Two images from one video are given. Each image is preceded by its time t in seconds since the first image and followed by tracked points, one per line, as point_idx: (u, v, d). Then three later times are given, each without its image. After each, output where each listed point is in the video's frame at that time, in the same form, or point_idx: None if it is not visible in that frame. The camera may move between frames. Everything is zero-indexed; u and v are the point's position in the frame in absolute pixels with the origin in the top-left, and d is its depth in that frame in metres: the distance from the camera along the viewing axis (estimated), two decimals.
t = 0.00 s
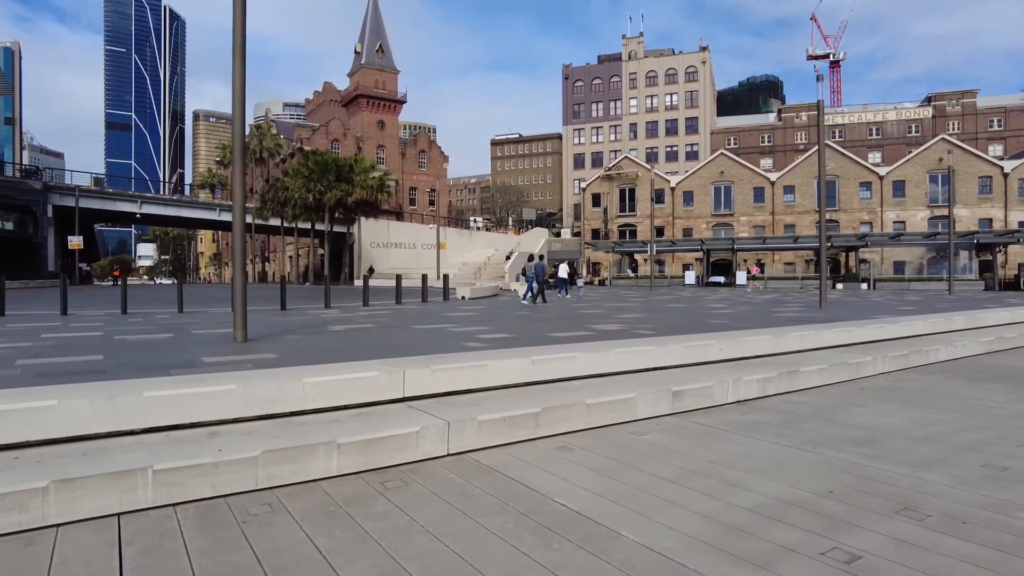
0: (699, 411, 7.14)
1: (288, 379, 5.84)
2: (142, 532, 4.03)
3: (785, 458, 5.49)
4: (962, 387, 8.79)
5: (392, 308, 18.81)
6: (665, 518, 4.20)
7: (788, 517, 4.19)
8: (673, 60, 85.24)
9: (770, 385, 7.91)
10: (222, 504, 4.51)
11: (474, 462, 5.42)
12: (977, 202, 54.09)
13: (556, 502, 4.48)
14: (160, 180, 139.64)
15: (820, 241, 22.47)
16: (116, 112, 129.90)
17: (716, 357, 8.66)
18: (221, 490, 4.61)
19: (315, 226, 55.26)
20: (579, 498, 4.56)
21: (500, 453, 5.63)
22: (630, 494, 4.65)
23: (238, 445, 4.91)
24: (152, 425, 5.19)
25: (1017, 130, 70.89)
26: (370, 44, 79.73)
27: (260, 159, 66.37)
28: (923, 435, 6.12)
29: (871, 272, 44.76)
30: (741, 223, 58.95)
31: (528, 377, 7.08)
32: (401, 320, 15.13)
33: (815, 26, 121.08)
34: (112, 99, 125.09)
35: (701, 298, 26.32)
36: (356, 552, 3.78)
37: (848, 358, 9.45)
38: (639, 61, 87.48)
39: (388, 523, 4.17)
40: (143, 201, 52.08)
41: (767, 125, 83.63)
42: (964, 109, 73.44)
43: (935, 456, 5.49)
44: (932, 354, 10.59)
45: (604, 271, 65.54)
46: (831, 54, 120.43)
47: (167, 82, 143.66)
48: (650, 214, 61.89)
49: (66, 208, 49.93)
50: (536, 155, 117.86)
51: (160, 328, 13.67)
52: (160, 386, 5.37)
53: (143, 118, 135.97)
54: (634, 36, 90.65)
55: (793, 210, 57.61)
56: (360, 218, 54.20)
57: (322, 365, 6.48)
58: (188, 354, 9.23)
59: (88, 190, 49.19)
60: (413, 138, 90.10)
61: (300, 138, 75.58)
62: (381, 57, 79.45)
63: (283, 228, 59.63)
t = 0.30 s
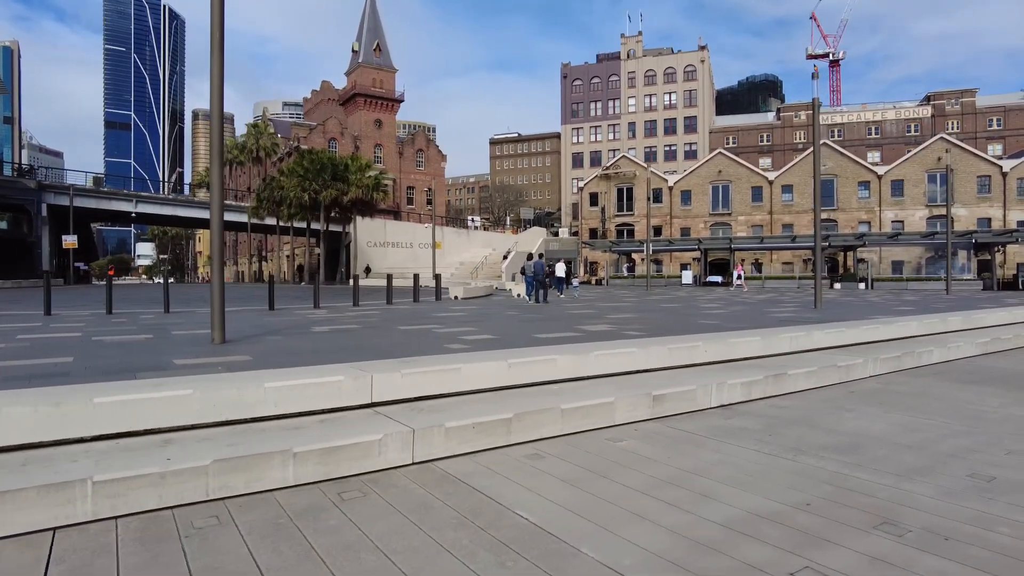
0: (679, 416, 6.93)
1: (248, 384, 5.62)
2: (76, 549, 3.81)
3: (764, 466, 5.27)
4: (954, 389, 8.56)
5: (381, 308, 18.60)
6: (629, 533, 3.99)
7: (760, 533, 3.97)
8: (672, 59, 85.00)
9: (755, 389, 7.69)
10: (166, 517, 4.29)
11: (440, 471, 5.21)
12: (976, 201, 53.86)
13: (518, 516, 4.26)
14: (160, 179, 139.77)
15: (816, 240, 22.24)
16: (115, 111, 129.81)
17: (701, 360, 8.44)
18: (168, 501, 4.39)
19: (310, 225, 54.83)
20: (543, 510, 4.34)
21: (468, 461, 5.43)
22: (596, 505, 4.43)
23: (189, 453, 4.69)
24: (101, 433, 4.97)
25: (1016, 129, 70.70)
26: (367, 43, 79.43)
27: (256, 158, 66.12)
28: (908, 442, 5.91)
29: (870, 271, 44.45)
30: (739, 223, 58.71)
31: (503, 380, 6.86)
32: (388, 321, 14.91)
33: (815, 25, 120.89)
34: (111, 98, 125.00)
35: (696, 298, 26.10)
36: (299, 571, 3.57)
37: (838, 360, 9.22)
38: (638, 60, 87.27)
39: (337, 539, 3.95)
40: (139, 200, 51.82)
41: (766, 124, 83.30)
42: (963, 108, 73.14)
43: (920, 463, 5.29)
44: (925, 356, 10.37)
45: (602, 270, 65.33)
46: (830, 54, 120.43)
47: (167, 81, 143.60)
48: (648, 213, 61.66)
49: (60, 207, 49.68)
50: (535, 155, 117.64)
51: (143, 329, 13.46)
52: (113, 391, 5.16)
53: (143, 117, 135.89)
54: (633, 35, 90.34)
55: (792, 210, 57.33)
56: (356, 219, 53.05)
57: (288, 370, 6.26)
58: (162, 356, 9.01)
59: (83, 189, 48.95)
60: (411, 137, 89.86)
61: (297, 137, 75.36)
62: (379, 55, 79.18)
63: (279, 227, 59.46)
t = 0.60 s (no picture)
0: (653, 416, 6.75)
1: (203, 383, 5.45)
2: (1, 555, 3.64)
3: (732, 467, 5.11)
4: (938, 389, 8.40)
5: (368, 307, 18.41)
6: (580, 538, 3.80)
7: (718, 538, 3.78)
8: (669, 58, 84.85)
9: (733, 387, 7.54)
10: (103, 519, 4.12)
11: (397, 474, 5.05)
12: (972, 200, 53.77)
13: (468, 520, 4.10)
14: (157, 179, 139.61)
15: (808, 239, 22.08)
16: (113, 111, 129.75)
17: (679, 358, 8.29)
18: (105, 504, 4.21)
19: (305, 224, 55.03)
20: (495, 514, 4.19)
21: (427, 463, 5.27)
22: (550, 508, 4.28)
23: (132, 454, 4.51)
24: (44, 433, 4.78)
25: (1013, 128, 70.63)
26: (363, 42, 79.16)
27: (251, 157, 65.85)
28: (884, 442, 5.73)
29: (865, 269, 44.48)
30: (735, 221, 58.61)
31: (473, 380, 6.68)
32: (372, 319, 14.71)
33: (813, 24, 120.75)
34: (108, 98, 124.79)
35: (688, 296, 25.91)
36: None
37: (821, 359, 9.05)
38: (635, 59, 87.13)
39: (275, 545, 3.79)
40: (132, 200, 51.57)
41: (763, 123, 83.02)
42: (961, 107, 72.99)
43: (892, 464, 5.13)
44: (911, 355, 10.21)
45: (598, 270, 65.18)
46: (827, 54, 120.31)
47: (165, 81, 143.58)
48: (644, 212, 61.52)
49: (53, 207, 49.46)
50: (533, 154, 117.46)
51: (121, 328, 13.25)
52: (58, 390, 4.97)
53: (141, 117, 135.73)
54: (630, 34, 90.11)
55: (788, 209, 57.17)
56: (350, 218, 53.14)
57: (249, 368, 6.07)
58: (132, 356, 8.85)
59: (76, 189, 48.74)
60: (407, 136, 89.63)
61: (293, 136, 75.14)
62: (375, 54, 78.95)
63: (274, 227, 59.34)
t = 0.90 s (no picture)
0: (628, 422, 6.57)
1: (157, 388, 5.27)
2: None
3: (701, 475, 4.94)
4: (925, 392, 8.23)
5: (356, 309, 18.19)
6: (533, 553, 3.63)
7: (676, 552, 3.62)
8: (667, 59, 84.73)
9: (713, 392, 7.37)
10: (39, 533, 3.94)
11: (355, 484, 4.88)
12: (969, 200, 53.66)
13: (419, 533, 3.94)
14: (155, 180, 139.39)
15: (800, 239, 21.94)
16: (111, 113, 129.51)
17: (659, 362, 8.12)
18: (43, 518, 4.03)
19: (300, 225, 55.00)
20: (448, 526, 4.03)
21: (388, 472, 5.09)
22: (506, 520, 4.12)
23: (74, 465, 4.33)
24: None
25: (1010, 129, 70.59)
26: (359, 43, 78.92)
27: (248, 159, 65.58)
28: (862, 449, 5.55)
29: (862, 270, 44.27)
30: (732, 222, 58.47)
31: (443, 385, 6.51)
32: (356, 322, 14.50)
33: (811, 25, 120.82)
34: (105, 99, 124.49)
35: (681, 298, 25.70)
36: None
37: (805, 361, 8.87)
38: (633, 60, 87.05)
39: (214, 560, 3.61)
40: (127, 202, 51.20)
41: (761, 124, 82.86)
42: (957, 107, 72.97)
43: (868, 471, 4.95)
44: (899, 358, 10.03)
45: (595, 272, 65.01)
46: (825, 54, 120.23)
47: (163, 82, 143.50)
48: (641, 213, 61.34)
49: (47, 208, 49.09)
50: (531, 155, 117.32)
51: (100, 331, 13.02)
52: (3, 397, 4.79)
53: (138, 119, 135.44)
54: (627, 35, 90.03)
55: (784, 210, 57.05)
56: (345, 219, 52.95)
57: (209, 374, 5.89)
58: (101, 360, 8.63)
59: (70, 190, 48.51)
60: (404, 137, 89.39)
61: (289, 138, 74.90)
62: (372, 56, 78.76)
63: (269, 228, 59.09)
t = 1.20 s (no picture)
0: (606, 424, 6.35)
1: (111, 389, 5.04)
2: None
3: (675, 479, 4.74)
4: (916, 393, 8.01)
5: (345, 309, 17.97)
6: (486, 564, 3.42)
7: (639, 563, 3.40)
8: (665, 58, 84.53)
9: (696, 393, 7.16)
10: None
11: (313, 489, 4.66)
12: (967, 200, 53.47)
13: (369, 542, 3.73)
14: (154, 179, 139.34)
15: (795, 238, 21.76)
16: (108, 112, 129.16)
17: (642, 362, 7.91)
18: None
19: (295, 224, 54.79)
20: (402, 535, 3.81)
21: (349, 477, 4.88)
22: (463, 528, 3.90)
23: (14, 469, 4.11)
24: None
25: (1009, 128, 70.42)
26: (356, 42, 78.53)
27: (244, 158, 65.28)
28: (847, 453, 5.35)
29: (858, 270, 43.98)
30: (729, 222, 58.29)
31: (415, 386, 6.31)
32: (341, 321, 14.27)
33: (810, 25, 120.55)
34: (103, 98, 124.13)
35: (675, 297, 25.48)
36: None
37: (793, 361, 8.66)
38: (631, 59, 86.86)
39: (149, 569, 3.40)
40: (121, 201, 50.78)
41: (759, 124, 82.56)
42: (956, 107, 72.77)
43: (850, 475, 4.76)
44: (890, 358, 9.82)
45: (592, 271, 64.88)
46: (823, 54, 120.20)
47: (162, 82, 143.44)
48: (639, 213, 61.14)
49: (40, 206, 48.79)
50: (529, 155, 117.08)
51: (78, 330, 12.77)
52: None
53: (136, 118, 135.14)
54: (625, 34, 89.83)
55: (781, 209, 56.91)
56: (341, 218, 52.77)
57: (169, 374, 5.67)
58: (70, 359, 8.40)
59: (63, 189, 48.21)
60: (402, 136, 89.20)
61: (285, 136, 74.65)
62: (369, 54, 78.48)
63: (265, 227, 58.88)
